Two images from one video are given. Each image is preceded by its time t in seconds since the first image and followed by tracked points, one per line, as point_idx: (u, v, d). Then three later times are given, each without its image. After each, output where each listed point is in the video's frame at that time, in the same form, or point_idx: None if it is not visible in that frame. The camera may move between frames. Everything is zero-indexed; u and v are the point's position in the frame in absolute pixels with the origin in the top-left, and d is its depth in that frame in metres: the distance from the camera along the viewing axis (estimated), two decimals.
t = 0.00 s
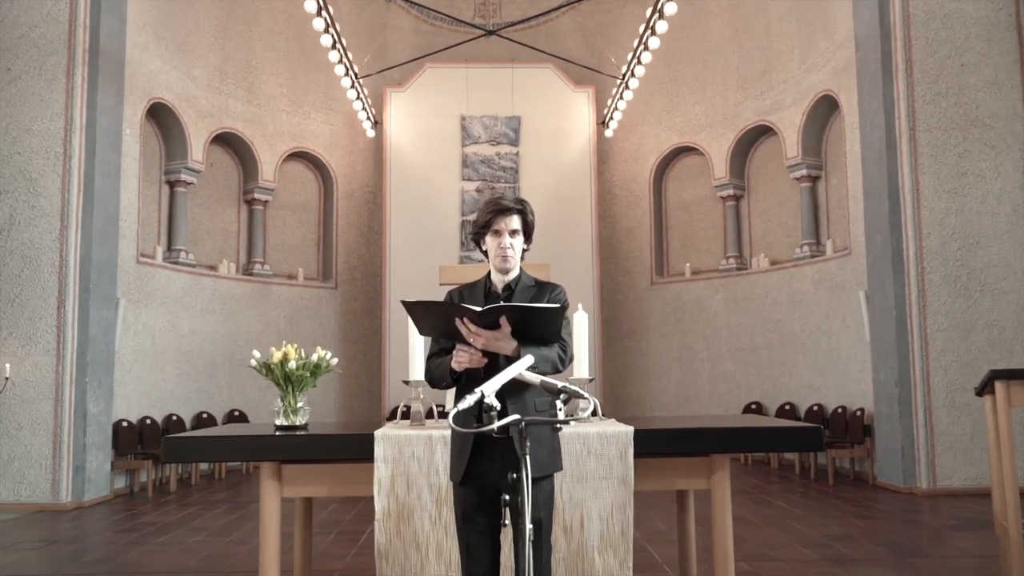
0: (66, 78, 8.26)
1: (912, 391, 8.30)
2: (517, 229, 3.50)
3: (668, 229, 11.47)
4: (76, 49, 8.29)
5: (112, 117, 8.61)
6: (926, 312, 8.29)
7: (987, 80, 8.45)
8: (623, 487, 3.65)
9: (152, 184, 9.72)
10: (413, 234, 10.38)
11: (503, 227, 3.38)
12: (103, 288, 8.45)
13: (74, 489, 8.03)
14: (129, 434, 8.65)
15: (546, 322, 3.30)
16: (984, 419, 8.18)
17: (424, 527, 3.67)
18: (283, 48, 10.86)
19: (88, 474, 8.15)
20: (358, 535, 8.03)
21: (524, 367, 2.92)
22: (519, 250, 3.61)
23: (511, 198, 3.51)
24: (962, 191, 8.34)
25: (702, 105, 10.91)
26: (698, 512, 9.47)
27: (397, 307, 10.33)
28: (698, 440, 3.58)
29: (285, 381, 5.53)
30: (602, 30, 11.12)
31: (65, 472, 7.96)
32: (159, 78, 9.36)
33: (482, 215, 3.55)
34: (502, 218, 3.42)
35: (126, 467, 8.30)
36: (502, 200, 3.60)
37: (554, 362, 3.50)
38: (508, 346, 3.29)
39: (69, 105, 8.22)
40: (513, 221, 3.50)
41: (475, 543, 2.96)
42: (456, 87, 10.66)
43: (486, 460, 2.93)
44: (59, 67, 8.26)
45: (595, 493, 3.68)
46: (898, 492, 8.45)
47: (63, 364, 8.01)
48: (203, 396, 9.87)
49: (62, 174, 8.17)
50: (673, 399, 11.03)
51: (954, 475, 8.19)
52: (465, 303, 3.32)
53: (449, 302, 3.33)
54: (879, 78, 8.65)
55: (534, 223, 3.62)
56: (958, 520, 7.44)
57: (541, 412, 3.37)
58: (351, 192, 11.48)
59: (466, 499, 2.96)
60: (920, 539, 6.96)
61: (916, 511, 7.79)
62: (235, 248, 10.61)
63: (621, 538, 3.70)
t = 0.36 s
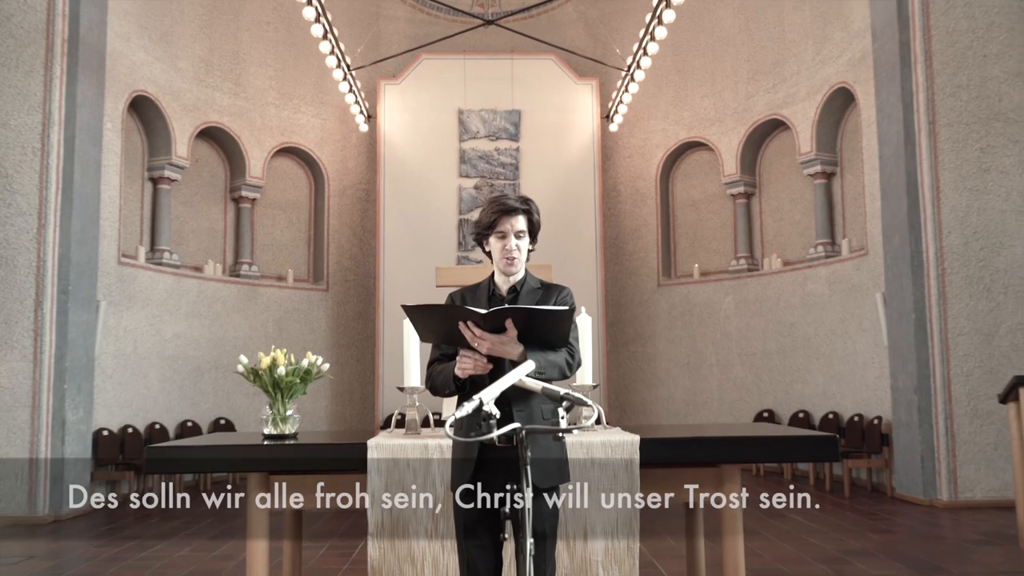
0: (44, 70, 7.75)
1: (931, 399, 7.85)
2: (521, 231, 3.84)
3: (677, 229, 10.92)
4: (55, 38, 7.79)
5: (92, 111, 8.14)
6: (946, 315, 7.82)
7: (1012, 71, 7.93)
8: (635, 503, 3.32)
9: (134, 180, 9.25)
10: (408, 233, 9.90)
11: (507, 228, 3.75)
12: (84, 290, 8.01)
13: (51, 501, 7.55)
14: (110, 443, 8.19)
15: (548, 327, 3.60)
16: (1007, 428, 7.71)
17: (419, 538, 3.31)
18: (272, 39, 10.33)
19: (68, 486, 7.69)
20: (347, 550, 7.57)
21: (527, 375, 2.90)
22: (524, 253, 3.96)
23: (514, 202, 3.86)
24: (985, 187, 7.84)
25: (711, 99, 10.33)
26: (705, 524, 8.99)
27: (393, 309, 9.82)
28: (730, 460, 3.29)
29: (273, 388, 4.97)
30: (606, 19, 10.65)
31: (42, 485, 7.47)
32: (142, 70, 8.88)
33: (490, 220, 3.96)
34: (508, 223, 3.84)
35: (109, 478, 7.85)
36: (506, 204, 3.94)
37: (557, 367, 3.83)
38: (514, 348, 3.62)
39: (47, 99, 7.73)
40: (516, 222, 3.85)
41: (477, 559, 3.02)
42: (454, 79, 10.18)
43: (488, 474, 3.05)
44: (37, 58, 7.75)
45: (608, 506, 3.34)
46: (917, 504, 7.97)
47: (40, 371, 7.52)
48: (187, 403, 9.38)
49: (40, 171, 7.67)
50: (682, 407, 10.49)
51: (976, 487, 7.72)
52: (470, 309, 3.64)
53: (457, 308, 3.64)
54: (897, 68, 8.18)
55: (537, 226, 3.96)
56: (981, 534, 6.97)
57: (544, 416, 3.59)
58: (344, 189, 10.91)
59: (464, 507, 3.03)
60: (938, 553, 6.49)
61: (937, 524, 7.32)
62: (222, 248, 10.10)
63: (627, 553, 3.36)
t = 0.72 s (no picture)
0: (27, 64, 7.41)
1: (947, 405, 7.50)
2: (525, 228, 3.85)
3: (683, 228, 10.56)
4: (38, 31, 7.45)
5: (78, 107, 7.79)
6: (962, 318, 7.47)
7: None
8: (636, 505, 3.08)
9: (120, 178, 8.91)
10: (404, 233, 9.58)
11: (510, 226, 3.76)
12: (69, 292, 7.66)
13: (34, 512, 7.22)
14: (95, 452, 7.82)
15: (551, 329, 3.52)
16: None
17: (415, 544, 3.08)
18: (264, 32, 9.97)
19: (50, 496, 7.34)
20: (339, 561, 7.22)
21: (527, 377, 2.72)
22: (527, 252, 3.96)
23: (517, 199, 3.87)
24: (1003, 185, 7.50)
25: (719, 94, 9.98)
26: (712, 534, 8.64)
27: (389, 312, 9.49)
28: (742, 469, 3.07)
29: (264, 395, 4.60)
30: (609, 11, 10.32)
31: (23, 494, 7.14)
32: (129, 63, 8.54)
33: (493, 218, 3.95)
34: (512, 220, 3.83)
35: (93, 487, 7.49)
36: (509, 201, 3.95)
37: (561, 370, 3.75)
38: (517, 351, 3.52)
39: (30, 94, 7.38)
40: (520, 220, 3.85)
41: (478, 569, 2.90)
42: (451, 73, 9.85)
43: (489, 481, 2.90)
44: (19, 51, 7.42)
45: (616, 515, 3.09)
46: (932, 515, 7.63)
47: (23, 377, 7.16)
48: (176, 410, 9.04)
49: (23, 169, 7.33)
50: (688, 413, 10.14)
51: (994, 497, 7.38)
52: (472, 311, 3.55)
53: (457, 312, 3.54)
54: (910, 61, 7.85)
55: (540, 223, 3.96)
56: (999, 545, 6.62)
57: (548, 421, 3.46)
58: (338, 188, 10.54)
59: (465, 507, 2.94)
60: (956, 565, 6.15)
61: (952, 535, 6.98)
62: (211, 249, 9.75)
63: (632, 568, 3.14)
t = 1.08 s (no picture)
0: (6, 56, 7.02)
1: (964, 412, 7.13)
2: (525, 228, 3.53)
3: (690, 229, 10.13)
4: (18, 23, 7.07)
5: (60, 101, 7.41)
6: (981, 322, 7.11)
7: None
8: (636, 505, 2.97)
9: (105, 176, 8.52)
10: (400, 233, 9.21)
11: (510, 225, 3.43)
12: (52, 294, 7.28)
13: (13, 523, 6.83)
14: (78, 460, 7.43)
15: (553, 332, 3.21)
16: None
17: (412, 547, 2.93)
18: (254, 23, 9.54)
19: (32, 507, 6.94)
20: None
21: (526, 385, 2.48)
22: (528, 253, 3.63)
23: (518, 197, 3.55)
24: None
25: (728, 89, 9.55)
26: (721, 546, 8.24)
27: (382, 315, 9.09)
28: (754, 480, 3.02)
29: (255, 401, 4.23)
30: (614, 3, 9.96)
31: None
32: (114, 55, 8.17)
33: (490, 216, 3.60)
34: (512, 218, 3.48)
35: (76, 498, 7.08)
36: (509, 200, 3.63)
37: (565, 377, 3.47)
38: (517, 356, 3.23)
39: (9, 88, 7.00)
40: (521, 220, 3.53)
41: None
42: (450, 66, 9.49)
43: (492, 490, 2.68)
44: None
45: (622, 521, 2.97)
46: (951, 526, 7.24)
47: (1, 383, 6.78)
48: (162, 417, 8.63)
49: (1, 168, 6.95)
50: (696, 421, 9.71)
51: (1015, 508, 7.00)
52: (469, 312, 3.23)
53: (452, 313, 3.25)
54: (927, 53, 7.47)
55: (542, 223, 3.64)
56: (1022, 559, 6.24)
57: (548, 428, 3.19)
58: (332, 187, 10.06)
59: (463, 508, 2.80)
60: None
61: (971, 547, 6.61)
62: (199, 250, 9.34)
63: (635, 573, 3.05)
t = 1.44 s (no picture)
0: None
1: (988, 420, 6.69)
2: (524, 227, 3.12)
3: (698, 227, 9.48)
4: None
5: (37, 92, 6.91)
6: (1005, 327, 6.67)
7: None
8: (638, 505, 2.78)
9: (84, 172, 8.02)
10: (394, 232, 8.78)
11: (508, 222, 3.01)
12: (28, 297, 6.79)
13: None
14: (55, 471, 6.94)
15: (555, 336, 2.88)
16: None
17: (407, 554, 2.81)
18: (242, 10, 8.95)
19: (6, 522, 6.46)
20: None
21: (530, 392, 2.27)
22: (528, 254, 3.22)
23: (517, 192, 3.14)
24: None
25: (737, 79, 8.97)
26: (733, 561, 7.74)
27: (376, 319, 8.65)
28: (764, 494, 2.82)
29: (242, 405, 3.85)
30: None
31: None
32: (95, 44, 7.67)
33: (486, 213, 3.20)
34: (510, 216, 3.07)
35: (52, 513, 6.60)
36: (508, 196, 3.23)
37: (567, 384, 3.12)
38: (516, 363, 2.88)
39: None
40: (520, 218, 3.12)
41: None
42: (447, 56, 9.04)
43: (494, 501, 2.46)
44: None
45: (617, 522, 2.80)
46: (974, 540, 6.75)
47: None
48: (144, 425, 8.12)
49: None
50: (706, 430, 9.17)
51: None
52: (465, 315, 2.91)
53: (444, 316, 2.89)
54: (948, 42, 6.98)
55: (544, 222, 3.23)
56: None
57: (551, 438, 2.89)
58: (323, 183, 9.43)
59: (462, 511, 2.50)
60: None
61: (996, 562, 6.14)
62: (183, 250, 8.81)
63: None
